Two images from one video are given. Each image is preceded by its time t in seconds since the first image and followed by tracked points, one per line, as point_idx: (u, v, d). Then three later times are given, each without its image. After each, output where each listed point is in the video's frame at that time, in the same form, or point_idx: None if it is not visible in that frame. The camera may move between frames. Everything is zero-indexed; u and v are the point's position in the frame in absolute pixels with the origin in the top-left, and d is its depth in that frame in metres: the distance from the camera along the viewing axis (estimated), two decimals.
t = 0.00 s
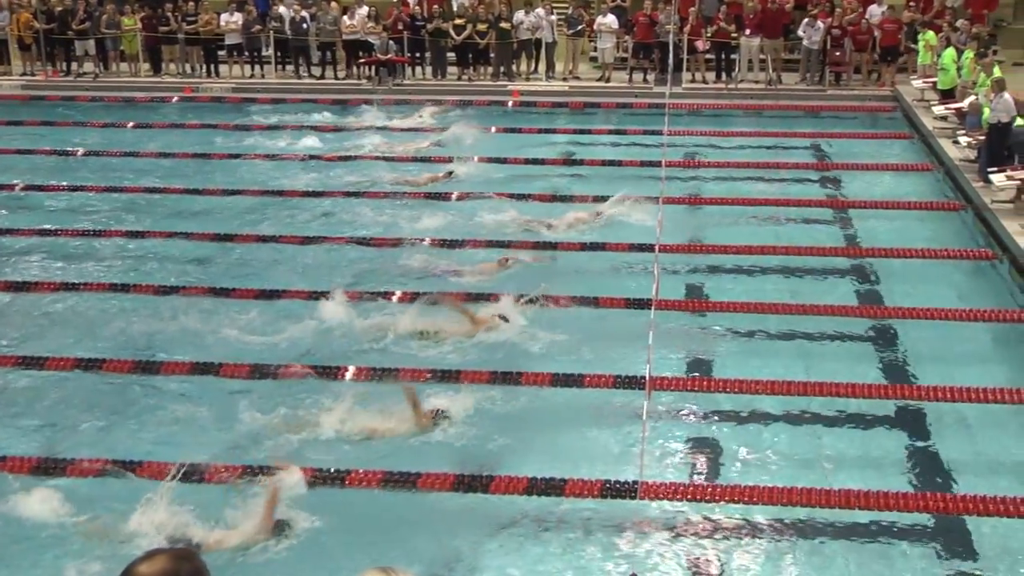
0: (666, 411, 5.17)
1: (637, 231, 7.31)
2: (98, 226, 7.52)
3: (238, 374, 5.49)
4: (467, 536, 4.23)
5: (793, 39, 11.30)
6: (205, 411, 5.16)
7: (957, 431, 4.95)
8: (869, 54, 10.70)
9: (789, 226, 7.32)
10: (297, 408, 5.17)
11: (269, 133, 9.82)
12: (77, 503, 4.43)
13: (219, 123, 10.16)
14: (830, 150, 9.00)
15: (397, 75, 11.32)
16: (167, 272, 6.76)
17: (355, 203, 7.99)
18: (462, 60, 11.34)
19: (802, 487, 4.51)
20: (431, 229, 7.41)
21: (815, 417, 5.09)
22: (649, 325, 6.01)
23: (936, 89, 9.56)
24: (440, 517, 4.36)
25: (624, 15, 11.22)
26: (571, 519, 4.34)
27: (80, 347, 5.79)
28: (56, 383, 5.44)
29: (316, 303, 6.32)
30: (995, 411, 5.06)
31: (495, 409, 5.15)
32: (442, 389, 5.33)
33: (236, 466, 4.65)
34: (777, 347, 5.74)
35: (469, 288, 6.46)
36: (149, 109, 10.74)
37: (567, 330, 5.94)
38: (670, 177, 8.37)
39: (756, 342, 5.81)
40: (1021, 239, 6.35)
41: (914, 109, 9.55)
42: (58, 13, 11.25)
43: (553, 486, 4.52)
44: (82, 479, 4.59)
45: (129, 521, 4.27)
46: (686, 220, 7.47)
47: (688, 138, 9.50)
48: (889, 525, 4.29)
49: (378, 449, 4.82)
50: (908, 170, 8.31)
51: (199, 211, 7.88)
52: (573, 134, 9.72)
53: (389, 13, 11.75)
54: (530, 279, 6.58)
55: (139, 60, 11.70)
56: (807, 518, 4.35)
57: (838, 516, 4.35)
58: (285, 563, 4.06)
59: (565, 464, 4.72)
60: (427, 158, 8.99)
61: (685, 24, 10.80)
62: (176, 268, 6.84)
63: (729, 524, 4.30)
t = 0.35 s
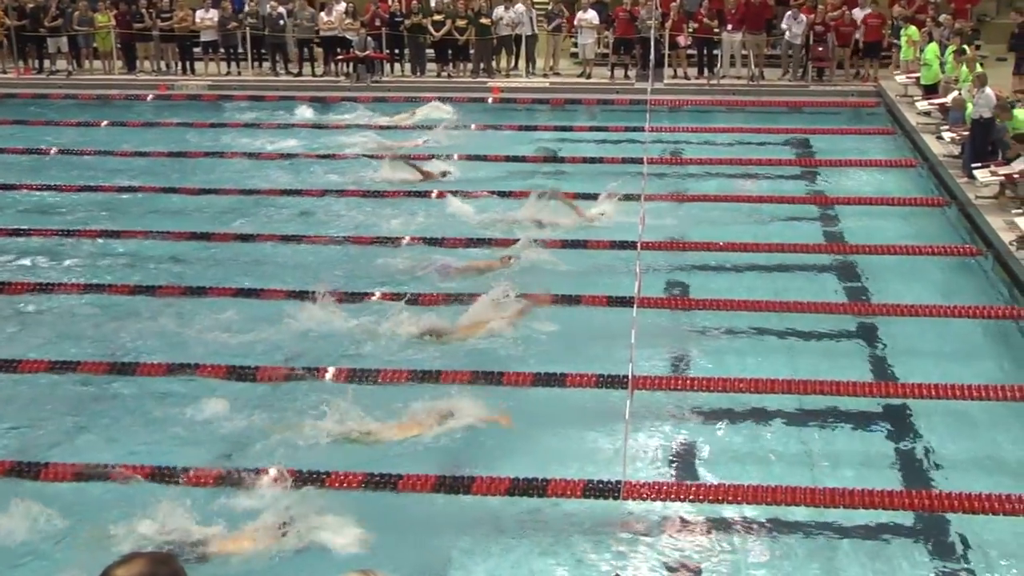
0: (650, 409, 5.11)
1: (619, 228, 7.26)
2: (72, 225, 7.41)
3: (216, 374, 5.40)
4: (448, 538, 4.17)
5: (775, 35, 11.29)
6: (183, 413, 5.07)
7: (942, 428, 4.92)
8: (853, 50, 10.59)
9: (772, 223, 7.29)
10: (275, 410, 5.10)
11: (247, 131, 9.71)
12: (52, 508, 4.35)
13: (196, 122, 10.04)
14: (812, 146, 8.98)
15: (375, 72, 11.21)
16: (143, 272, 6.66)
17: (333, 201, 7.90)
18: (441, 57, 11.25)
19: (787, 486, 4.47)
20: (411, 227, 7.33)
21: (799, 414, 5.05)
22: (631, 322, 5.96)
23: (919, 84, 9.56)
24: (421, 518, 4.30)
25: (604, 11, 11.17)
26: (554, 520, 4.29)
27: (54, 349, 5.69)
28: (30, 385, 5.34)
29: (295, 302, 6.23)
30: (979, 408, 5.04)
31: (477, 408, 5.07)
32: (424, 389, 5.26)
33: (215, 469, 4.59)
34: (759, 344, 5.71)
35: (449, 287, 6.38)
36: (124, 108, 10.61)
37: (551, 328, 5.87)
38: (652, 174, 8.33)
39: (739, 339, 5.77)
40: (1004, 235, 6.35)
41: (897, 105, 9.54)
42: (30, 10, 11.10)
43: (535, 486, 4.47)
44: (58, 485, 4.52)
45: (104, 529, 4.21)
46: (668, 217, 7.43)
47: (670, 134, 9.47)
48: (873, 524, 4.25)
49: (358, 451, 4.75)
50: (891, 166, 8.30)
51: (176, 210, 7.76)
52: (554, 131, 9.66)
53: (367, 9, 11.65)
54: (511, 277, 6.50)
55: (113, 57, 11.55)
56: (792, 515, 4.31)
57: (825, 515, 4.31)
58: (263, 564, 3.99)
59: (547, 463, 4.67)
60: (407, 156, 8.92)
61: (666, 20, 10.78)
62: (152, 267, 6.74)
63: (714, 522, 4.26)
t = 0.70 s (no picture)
0: (638, 408, 5.05)
1: (605, 225, 7.19)
2: (50, 224, 7.30)
3: (197, 374, 5.31)
4: (434, 541, 4.11)
5: (763, 30, 11.23)
6: (163, 414, 4.99)
7: (933, 424, 4.88)
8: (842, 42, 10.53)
9: (760, 218, 7.23)
10: (258, 411, 5.01)
11: (227, 128, 9.61)
12: (29, 512, 4.27)
13: (176, 118, 9.92)
14: (799, 140, 8.95)
15: (357, 67, 11.11)
16: (123, 271, 6.56)
17: (316, 199, 7.80)
18: (425, 51, 11.14)
19: (777, 484, 4.42)
20: (394, 225, 7.25)
21: (788, 412, 5.00)
22: (619, 319, 5.89)
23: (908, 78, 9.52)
24: (406, 519, 4.23)
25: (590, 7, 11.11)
26: (542, 520, 4.23)
27: (33, 349, 5.59)
28: (8, 386, 5.25)
29: (277, 301, 6.14)
30: (969, 403, 5.01)
31: (464, 408, 4.99)
32: (409, 390, 5.18)
33: (196, 472, 4.51)
34: (748, 340, 5.66)
35: (434, 286, 6.29)
36: (103, 105, 10.48)
37: (538, 325, 5.80)
38: (638, 170, 8.27)
39: (728, 336, 5.72)
40: (993, 229, 6.32)
41: (886, 100, 9.49)
42: (7, 5, 10.94)
43: (522, 485, 4.40)
44: (36, 488, 4.45)
45: (81, 534, 4.15)
46: (655, 213, 7.37)
47: (657, 129, 9.40)
48: (863, 523, 4.21)
49: (342, 451, 4.67)
50: (880, 160, 8.27)
51: (157, 208, 7.66)
52: (539, 126, 9.59)
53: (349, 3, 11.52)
54: (496, 275, 6.42)
55: (92, 53, 11.41)
56: (781, 514, 4.26)
57: (814, 513, 4.27)
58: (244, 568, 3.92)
59: (534, 461, 4.60)
60: (390, 152, 8.82)
61: (652, 14, 10.72)
62: (132, 266, 6.64)
63: (703, 521, 4.21)
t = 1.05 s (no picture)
0: (625, 408, 4.99)
1: (590, 222, 7.14)
2: (28, 225, 7.19)
3: (178, 376, 5.22)
4: (419, 543, 4.05)
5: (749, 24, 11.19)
6: (144, 416, 4.91)
7: (921, 421, 4.85)
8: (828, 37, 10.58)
9: (746, 215, 7.20)
10: (241, 412, 4.94)
11: (207, 127, 9.50)
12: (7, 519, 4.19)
13: (155, 117, 9.80)
14: (785, 137, 8.93)
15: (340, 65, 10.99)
16: (102, 272, 6.46)
17: (298, 198, 7.71)
18: (407, 48, 11.05)
19: (766, 484, 4.37)
20: (377, 224, 7.17)
21: (777, 410, 4.96)
22: (605, 317, 5.83)
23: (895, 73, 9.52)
24: (391, 522, 4.17)
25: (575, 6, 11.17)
26: (529, 522, 4.17)
27: (11, 352, 5.50)
28: None
29: (260, 301, 6.06)
30: (957, 400, 4.98)
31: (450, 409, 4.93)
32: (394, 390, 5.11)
33: (178, 475, 4.43)
34: (735, 338, 5.62)
35: (417, 285, 6.23)
36: (81, 104, 10.35)
37: (525, 324, 5.73)
38: (623, 167, 8.22)
39: (716, 333, 5.67)
40: (980, 225, 6.30)
41: (874, 95, 9.49)
42: None
43: (508, 486, 4.35)
44: (15, 493, 4.36)
45: (61, 540, 4.07)
46: (641, 210, 7.34)
47: (643, 126, 9.36)
48: (853, 521, 4.17)
49: (326, 454, 4.60)
50: (868, 156, 8.25)
51: (137, 208, 7.56)
52: (524, 123, 9.53)
53: None
54: (481, 275, 6.35)
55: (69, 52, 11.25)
56: (771, 514, 4.21)
57: (803, 512, 4.22)
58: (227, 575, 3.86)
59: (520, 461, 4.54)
60: (373, 150, 8.75)
61: (637, 10, 10.63)
62: (112, 267, 6.54)
63: (692, 521, 4.16)
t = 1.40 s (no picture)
0: (608, 407, 4.93)
1: (572, 219, 7.09)
2: None
3: (153, 378, 5.13)
4: (400, 547, 3.97)
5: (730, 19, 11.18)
6: (119, 418, 4.81)
7: (906, 418, 4.81)
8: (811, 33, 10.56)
9: (728, 212, 7.16)
10: (218, 414, 4.85)
11: (182, 125, 9.38)
12: None
13: (129, 116, 9.66)
14: (766, 133, 8.90)
15: (317, 62, 10.90)
16: (75, 273, 6.34)
17: (275, 197, 7.62)
18: (385, 44, 10.97)
19: (750, 483, 4.32)
20: (355, 223, 7.09)
21: (761, 408, 4.91)
22: (587, 316, 5.76)
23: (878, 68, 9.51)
24: (371, 525, 4.09)
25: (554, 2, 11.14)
26: (511, 524, 4.10)
27: None
28: None
29: (237, 301, 5.97)
30: (940, 396, 4.95)
31: (433, 411, 4.86)
32: (374, 390, 5.03)
33: (153, 478, 4.34)
34: (718, 335, 5.57)
35: (396, 284, 6.15)
36: (53, 103, 10.19)
37: (507, 323, 5.66)
38: (604, 164, 8.16)
39: (699, 331, 5.62)
40: (962, 221, 6.28)
41: (857, 91, 9.49)
42: None
43: (490, 488, 4.28)
44: None
45: (34, 546, 3.97)
46: (623, 206, 7.29)
47: (625, 123, 9.30)
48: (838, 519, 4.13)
49: (304, 455, 4.52)
50: (850, 152, 8.23)
51: (111, 208, 7.43)
52: (504, 120, 9.47)
53: None
54: (462, 273, 6.28)
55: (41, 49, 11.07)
56: (756, 512, 4.16)
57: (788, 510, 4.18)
58: None
59: (501, 462, 4.47)
60: (351, 148, 8.66)
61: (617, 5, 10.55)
62: (86, 268, 6.43)
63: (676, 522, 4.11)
